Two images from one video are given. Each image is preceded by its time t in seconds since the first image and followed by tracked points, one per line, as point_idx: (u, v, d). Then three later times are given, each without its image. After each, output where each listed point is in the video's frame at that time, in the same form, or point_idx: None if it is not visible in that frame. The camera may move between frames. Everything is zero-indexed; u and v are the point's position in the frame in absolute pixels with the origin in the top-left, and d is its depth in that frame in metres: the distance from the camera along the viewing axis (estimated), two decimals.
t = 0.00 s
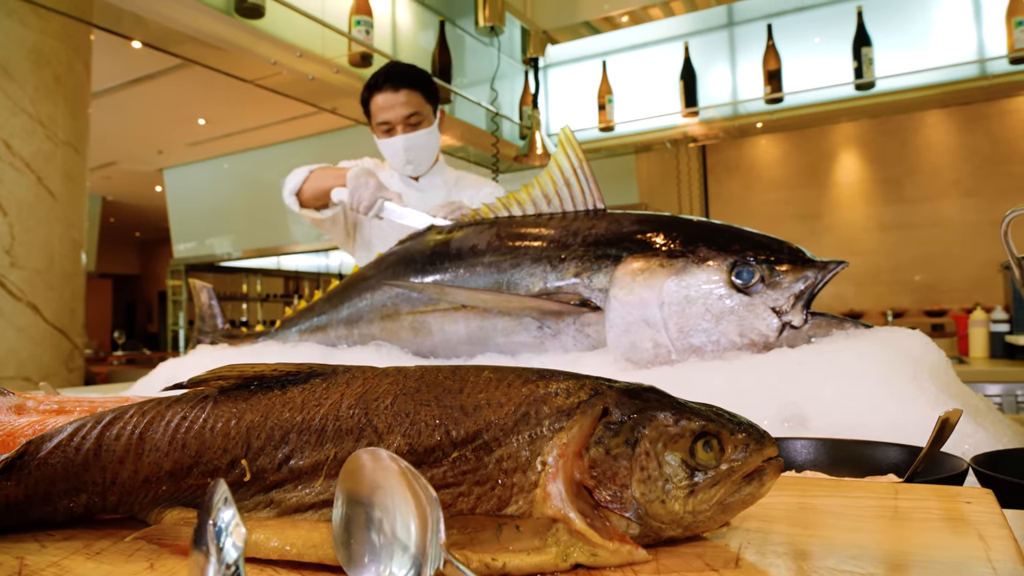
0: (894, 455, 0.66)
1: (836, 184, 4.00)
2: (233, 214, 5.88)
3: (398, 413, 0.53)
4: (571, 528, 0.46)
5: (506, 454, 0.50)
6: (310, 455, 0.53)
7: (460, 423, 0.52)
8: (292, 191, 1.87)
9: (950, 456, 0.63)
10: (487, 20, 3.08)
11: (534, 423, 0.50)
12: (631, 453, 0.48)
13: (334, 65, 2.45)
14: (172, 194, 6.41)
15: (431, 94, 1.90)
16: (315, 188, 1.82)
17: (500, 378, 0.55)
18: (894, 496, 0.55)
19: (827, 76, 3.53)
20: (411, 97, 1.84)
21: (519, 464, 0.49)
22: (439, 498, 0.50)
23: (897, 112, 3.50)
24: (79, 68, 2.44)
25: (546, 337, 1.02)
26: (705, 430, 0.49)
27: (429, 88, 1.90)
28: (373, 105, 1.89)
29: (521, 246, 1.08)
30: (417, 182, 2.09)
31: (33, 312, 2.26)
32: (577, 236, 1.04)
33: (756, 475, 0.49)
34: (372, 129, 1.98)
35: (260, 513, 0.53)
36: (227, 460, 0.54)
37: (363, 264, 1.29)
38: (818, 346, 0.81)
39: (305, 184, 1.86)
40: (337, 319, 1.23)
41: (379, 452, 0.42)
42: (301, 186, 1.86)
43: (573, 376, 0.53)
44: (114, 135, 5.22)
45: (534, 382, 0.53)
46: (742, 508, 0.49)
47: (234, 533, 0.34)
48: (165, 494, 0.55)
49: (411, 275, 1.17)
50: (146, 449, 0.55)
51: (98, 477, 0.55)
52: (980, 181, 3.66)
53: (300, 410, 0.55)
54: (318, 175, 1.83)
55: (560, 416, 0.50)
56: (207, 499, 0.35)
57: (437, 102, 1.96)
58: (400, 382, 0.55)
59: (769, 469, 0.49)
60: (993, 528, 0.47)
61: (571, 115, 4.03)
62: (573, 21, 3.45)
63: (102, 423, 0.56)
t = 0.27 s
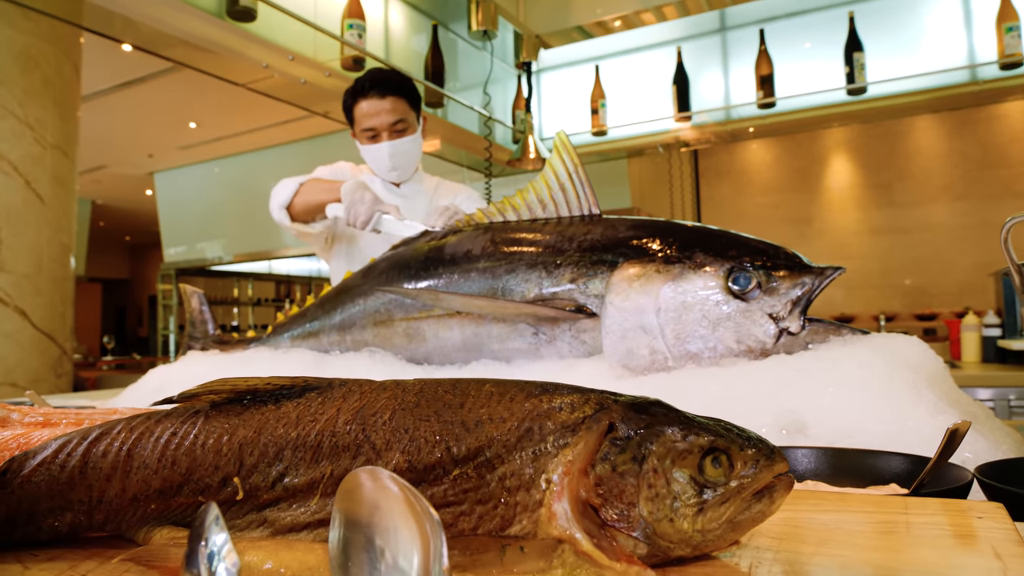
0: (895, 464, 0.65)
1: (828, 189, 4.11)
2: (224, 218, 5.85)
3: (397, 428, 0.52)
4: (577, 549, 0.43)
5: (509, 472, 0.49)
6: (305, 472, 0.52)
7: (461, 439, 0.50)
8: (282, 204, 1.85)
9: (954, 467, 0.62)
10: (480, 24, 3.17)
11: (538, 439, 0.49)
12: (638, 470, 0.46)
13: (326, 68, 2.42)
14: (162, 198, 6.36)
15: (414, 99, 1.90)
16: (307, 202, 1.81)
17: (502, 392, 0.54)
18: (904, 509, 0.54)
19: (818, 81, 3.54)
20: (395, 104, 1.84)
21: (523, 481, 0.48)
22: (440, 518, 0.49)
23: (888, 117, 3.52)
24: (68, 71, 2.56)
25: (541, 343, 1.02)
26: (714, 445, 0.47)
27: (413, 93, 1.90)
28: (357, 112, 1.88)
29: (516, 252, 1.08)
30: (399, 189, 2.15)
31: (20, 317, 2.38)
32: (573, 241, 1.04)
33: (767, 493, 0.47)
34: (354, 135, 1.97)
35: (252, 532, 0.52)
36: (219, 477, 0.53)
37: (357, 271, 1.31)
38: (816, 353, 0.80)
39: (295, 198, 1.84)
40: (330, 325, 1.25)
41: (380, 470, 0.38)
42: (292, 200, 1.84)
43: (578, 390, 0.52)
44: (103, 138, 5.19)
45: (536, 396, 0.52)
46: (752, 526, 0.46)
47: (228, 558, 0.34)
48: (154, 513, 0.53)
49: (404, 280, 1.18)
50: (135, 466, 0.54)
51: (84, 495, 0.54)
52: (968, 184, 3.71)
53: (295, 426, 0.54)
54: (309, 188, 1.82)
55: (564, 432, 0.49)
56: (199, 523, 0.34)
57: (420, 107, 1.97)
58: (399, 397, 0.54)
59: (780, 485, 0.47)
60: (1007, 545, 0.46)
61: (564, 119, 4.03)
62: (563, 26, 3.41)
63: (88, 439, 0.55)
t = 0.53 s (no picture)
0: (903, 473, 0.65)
1: (822, 192, 4.47)
2: (217, 220, 5.81)
3: (403, 443, 0.50)
4: (593, 569, 0.42)
5: (521, 489, 0.47)
6: (308, 488, 0.51)
7: (471, 454, 0.49)
8: (273, 212, 1.83)
9: (964, 479, 0.61)
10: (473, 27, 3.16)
11: (551, 454, 0.47)
12: (654, 486, 0.45)
13: (320, 71, 2.42)
14: (153, 200, 6.31)
15: (392, 101, 1.90)
16: (298, 208, 1.80)
17: (512, 405, 0.52)
18: (924, 524, 0.52)
19: (812, 85, 3.57)
20: (373, 105, 1.85)
21: (535, 498, 0.46)
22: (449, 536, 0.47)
23: (881, 121, 3.55)
24: (58, 72, 2.54)
25: (540, 347, 1.02)
26: (733, 460, 0.45)
27: (392, 96, 1.90)
28: (335, 115, 1.88)
29: (512, 256, 1.08)
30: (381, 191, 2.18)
31: (9, 320, 2.36)
32: (570, 245, 1.04)
33: (787, 509, 0.45)
34: (333, 139, 1.97)
35: (252, 551, 0.50)
36: (218, 493, 0.51)
37: (351, 274, 1.32)
38: (816, 359, 0.80)
39: (286, 205, 1.83)
40: (324, 329, 1.26)
41: (388, 488, 0.37)
42: (283, 207, 1.83)
43: (591, 403, 0.51)
44: (94, 139, 5.14)
45: (548, 409, 0.50)
46: (772, 544, 0.44)
47: None
48: (149, 529, 0.52)
49: (401, 284, 1.19)
50: (129, 482, 0.52)
51: (77, 512, 0.52)
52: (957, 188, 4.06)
53: (296, 440, 0.52)
54: (300, 195, 1.81)
55: (578, 446, 0.47)
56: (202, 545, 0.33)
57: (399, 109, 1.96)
58: (405, 410, 0.53)
59: (800, 501, 0.45)
60: None
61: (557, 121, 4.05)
62: (557, 27, 3.45)
63: (80, 453, 0.53)
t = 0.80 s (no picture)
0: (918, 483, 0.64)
1: (819, 195, 4.65)
2: (212, 220, 5.79)
3: (420, 461, 0.44)
4: None
5: (544, 510, 0.41)
6: (320, 509, 0.44)
7: (491, 473, 0.42)
8: (251, 221, 1.82)
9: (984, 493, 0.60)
10: (473, 28, 3.16)
11: (574, 474, 0.41)
12: (683, 508, 0.39)
13: (319, 71, 2.41)
14: (149, 200, 6.28)
15: (402, 109, 1.89)
16: (279, 220, 1.79)
17: (533, 420, 0.46)
18: (953, 543, 0.49)
19: (811, 87, 3.57)
20: (383, 113, 1.83)
21: (559, 521, 0.40)
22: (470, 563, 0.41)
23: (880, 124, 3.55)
24: (54, 71, 2.53)
25: (541, 352, 1.01)
26: (762, 479, 0.40)
27: (402, 103, 1.89)
28: (342, 121, 1.85)
29: (515, 259, 1.07)
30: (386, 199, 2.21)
31: (4, 321, 2.35)
32: (574, 248, 1.04)
33: (818, 530, 0.40)
34: (339, 144, 1.94)
35: None
36: (224, 513, 0.45)
37: (350, 276, 1.32)
38: (823, 364, 0.79)
39: (266, 215, 1.81)
40: (322, 332, 1.26)
41: (412, 515, 0.33)
42: (262, 217, 1.81)
43: (613, 419, 0.45)
44: (90, 139, 5.12)
45: (570, 426, 0.44)
46: (803, 566, 0.39)
47: None
48: (152, 550, 0.46)
49: (401, 286, 1.19)
50: (132, 502, 0.46)
51: (76, 531, 0.47)
52: (954, 191, 4.24)
53: (308, 458, 0.46)
54: (281, 206, 1.80)
55: (603, 465, 0.41)
56: None
57: (407, 115, 1.95)
58: (419, 427, 0.46)
59: (832, 522, 0.40)
60: None
61: (556, 123, 4.06)
62: (555, 29, 3.49)
63: (81, 470, 0.47)
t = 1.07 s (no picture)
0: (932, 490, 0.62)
1: (812, 198, 4.72)
2: (206, 224, 5.75)
3: (439, 481, 0.40)
4: None
5: (570, 532, 0.38)
6: (334, 532, 0.40)
7: (514, 492, 0.39)
8: (247, 238, 1.82)
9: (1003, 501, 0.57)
10: (468, 31, 3.15)
11: (601, 493, 0.39)
12: (714, 528, 0.36)
13: (313, 75, 2.39)
14: (141, 204, 6.24)
15: (374, 113, 1.86)
16: (273, 233, 1.78)
17: (556, 437, 0.43)
18: (983, 558, 0.47)
19: (806, 90, 3.58)
20: (353, 120, 1.81)
21: (586, 544, 0.38)
22: None
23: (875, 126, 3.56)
24: (44, 74, 2.50)
25: (543, 357, 1.01)
26: (795, 497, 0.37)
27: (373, 107, 1.86)
28: (314, 129, 1.84)
29: (514, 264, 1.07)
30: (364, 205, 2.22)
31: None
32: (575, 253, 1.03)
33: (852, 549, 0.37)
34: (314, 151, 1.94)
35: None
36: (233, 537, 0.40)
37: (348, 282, 1.32)
38: (828, 368, 0.79)
39: (260, 229, 1.81)
40: (321, 339, 1.26)
41: (436, 539, 0.34)
42: (256, 232, 1.81)
43: (639, 435, 0.42)
44: (83, 143, 5.09)
45: (595, 443, 0.41)
46: None
47: None
48: None
49: (400, 292, 1.18)
50: (136, 526, 0.41)
51: (77, 557, 0.41)
52: (948, 194, 4.27)
53: (320, 478, 0.41)
54: (274, 219, 1.79)
55: (630, 484, 0.39)
56: None
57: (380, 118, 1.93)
58: (438, 444, 0.43)
59: (867, 540, 0.38)
60: None
61: (551, 126, 4.08)
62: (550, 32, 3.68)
63: (82, 492, 0.42)
